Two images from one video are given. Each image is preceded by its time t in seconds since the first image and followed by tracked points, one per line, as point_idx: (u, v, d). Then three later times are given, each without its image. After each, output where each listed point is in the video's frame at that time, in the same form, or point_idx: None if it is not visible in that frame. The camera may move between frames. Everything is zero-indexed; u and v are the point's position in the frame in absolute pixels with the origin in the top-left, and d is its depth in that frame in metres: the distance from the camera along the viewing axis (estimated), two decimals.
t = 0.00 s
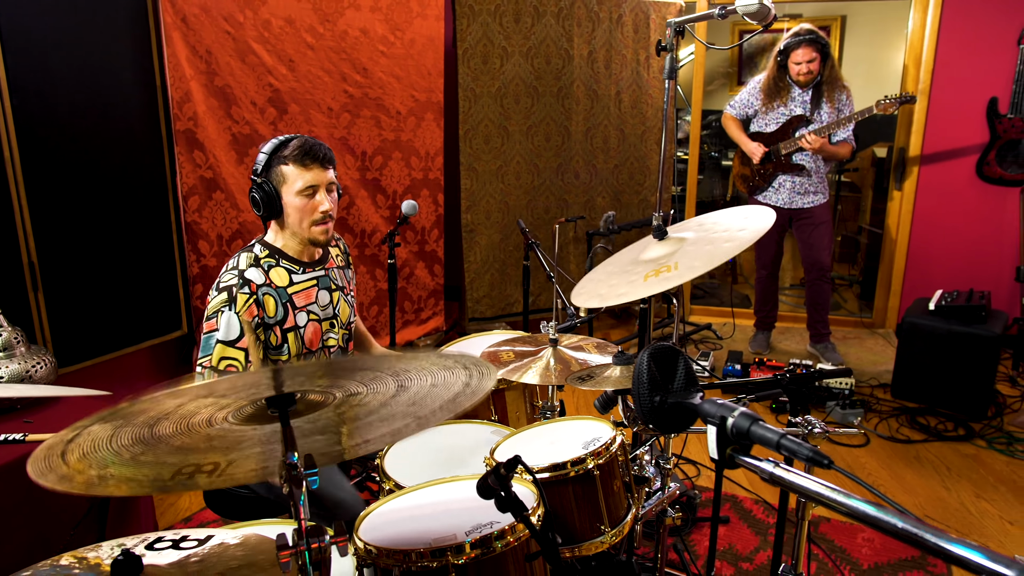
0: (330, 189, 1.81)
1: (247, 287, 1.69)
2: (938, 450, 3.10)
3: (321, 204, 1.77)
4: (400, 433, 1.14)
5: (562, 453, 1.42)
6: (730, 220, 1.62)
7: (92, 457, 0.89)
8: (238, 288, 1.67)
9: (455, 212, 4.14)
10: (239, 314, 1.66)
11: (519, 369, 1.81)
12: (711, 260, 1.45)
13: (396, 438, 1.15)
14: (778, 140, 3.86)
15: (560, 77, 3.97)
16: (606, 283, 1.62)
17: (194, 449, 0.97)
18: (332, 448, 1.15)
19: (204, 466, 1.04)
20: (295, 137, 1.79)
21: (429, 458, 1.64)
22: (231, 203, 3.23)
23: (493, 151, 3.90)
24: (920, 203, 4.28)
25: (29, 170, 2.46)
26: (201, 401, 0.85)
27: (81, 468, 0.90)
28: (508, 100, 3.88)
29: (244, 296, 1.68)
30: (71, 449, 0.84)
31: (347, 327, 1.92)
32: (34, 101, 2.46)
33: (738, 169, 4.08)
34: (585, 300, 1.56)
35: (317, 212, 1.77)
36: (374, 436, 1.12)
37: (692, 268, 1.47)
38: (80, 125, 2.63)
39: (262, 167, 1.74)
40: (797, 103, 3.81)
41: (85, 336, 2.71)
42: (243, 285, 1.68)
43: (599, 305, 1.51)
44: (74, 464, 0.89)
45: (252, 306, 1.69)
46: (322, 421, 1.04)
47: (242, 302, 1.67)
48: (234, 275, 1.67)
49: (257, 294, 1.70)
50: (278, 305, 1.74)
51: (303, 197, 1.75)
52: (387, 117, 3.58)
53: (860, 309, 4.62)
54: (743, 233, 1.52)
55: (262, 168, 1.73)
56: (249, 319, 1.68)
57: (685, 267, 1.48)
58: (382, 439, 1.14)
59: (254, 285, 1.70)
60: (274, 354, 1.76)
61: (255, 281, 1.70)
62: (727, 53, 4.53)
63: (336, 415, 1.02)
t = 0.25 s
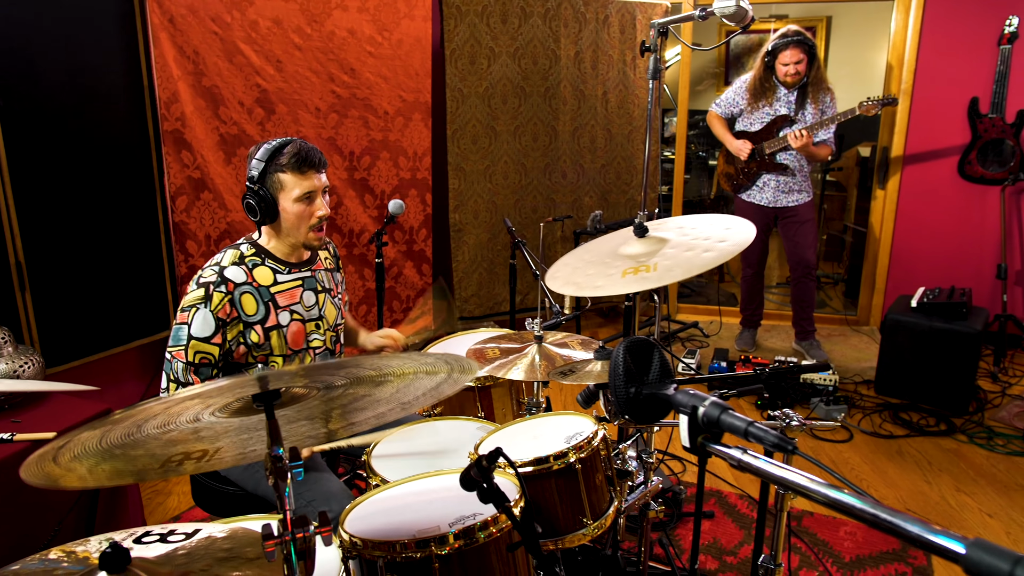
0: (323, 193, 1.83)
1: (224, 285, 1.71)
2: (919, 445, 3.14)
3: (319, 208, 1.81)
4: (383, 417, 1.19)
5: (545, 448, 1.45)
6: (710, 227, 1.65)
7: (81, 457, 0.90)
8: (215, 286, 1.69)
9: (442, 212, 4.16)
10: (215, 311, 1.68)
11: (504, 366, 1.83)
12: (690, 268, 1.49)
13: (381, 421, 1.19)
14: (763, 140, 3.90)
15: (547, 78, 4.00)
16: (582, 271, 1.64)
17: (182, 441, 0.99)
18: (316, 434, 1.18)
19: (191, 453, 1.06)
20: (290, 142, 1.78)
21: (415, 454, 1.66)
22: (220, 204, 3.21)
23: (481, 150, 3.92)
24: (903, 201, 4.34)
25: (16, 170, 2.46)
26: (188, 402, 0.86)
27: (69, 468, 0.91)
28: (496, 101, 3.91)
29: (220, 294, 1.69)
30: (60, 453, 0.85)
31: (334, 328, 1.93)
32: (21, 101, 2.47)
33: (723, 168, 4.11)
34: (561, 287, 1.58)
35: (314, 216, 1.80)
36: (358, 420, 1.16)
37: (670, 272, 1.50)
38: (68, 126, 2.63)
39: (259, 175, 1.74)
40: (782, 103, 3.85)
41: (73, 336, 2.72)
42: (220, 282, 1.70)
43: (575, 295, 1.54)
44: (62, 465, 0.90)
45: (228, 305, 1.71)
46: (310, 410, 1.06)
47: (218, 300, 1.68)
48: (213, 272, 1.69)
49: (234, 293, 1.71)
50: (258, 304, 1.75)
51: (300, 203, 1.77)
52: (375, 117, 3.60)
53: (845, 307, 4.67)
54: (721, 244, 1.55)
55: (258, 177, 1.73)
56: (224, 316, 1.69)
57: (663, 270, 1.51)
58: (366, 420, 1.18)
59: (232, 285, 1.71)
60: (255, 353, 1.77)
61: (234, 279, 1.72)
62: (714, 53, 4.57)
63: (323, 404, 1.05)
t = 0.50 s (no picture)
0: (299, 184, 1.86)
1: (196, 279, 1.73)
2: (898, 439, 3.20)
3: (293, 198, 1.82)
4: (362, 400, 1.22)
5: (525, 441, 1.48)
6: (687, 226, 1.68)
7: (65, 445, 0.92)
8: (186, 280, 1.72)
9: (427, 211, 4.18)
10: (184, 304, 1.70)
11: (486, 363, 1.86)
12: (666, 266, 1.53)
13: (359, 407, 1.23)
14: (744, 139, 3.95)
15: (531, 78, 4.03)
16: (560, 266, 1.67)
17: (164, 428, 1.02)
18: (295, 416, 1.21)
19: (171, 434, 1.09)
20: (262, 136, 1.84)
21: (398, 448, 1.69)
22: (204, 204, 3.19)
23: (466, 150, 3.95)
24: (884, 200, 4.39)
25: None
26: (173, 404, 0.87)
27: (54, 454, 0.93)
28: (480, 101, 3.93)
29: (191, 288, 1.72)
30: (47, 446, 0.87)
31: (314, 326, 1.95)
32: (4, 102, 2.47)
33: (705, 167, 4.16)
34: (541, 282, 1.61)
35: (290, 207, 1.81)
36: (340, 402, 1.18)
37: (646, 269, 1.54)
38: (50, 126, 2.64)
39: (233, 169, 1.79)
40: (765, 103, 3.89)
41: (58, 337, 2.72)
42: (192, 277, 1.73)
43: (554, 290, 1.56)
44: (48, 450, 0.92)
45: (199, 299, 1.73)
46: (292, 395, 1.08)
47: (188, 293, 1.71)
48: (186, 266, 1.72)
49: (206, 287, 1.74)
50: (232, 299, 1.78)
51: (274, 193, 1.79)
52: (360, 117, 3.62)
53: (826, 304, 4.73)
54: (696, 242, 1.59)
55: (232, 169, 1.78)
56: (193, 309, 1.71)
57: (640, 268, 1.55)
58: (346, 404, 1.21)
59: (204, 279, 1.74)
60: (226, 346, 1.79)
61: (208, 274, 1.75)
62: (699, 54, 4.62)
63: (306, 391, 1.06)
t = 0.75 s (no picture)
0: (269, 177, 1.87)
1: (171, 282, 1.76)
2: (874, 433, 3.26)
3: (258, 187, 1.83)
4: (341, 403, 1.25)
5: (504, 434, 1.51)
6: (663, 217, 1.72)
7: (46, 438, 0.94)
8: (162, 284, 1.75)
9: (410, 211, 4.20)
10: (163, 308, 1.74)
11: (468, 358, 1.89)
12: (641, 254, 1.56)
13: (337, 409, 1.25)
14: (722, 137, 4.01)
15: (513, 78, 4.06)
16: (541, 270, 1.70)
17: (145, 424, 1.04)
18: (276, 416, 1.23)
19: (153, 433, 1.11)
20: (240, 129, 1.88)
21: (380, 443, 1.71)
22: (186, 204, 3.22)
23: (448, 150, 3.97)
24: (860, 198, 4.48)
25: None
26: (151, 389, 0.90)
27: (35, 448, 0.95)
28: (462, 101, 3.96)
29: (168, 291, 1.75)
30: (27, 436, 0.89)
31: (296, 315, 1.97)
32: None
33: (685, 166, 4.21)
34: (523, 286, 1.64)
35: (254, 195, 1.82)
36: (318, 404, 1.22)
37: (623, 259, 1.57)
38: (33, 127, 2.64)
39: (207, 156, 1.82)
40: (744, 101, 3.94)
41: (41, 338, 2.72)
42: (168, 280, 1.76)
43: (535, 291, 1.59)
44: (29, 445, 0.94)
45: (177, 301, 1.76)
46: (272, 394, 1.11)
47: (165, 297, 1.74)
48: (160, 270, 1.75)
49: (182, 289, 1.77)
50: (209, 297, 1.80)
51: (240, 180, 1.81)
52: (342, 118, 3.63)
53: (805, 301, 4.80)
54: (670, 230, 1.63)
55: (206, 155, 1.81)
56: (173, 312, 1.75)
57: (617, 258, 1.58)
58: (326, 403, 1.23)
59: (178, 281, 1.77)
60: (211, 345, 1.82)
61: (181, 276, 1.78)
62: (680, 54, 4.67)
63: (285, 389, 1.10)
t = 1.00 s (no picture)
0: (258, 183, 1.89)
1: (168, 283, 1.76)
2: (850, 427, 3.31)
3: (246, 195, 1.85)
4: (319, 399, 1.28)
5: (482, 427, 1.53)
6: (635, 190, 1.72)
7: (28, 432, 0.96)
8: (159, 285, 1.75)
9: (392, 211, 4.22)
10: (161, 309, 1.74)
11: (448, 354, 1.92)
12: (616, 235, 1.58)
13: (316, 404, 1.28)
14: (702, 136, 4.05)
15: (494, 79, 4.09)
16: (531, 278, 1.72)
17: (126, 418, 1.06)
18: (256, 411, 1.25)
19: (134, 430, 1.13)
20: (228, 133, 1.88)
21: (360, 440, 1.72)
22: (167, 205, 3.27)
23: (430, 150, 3.99)
24: (837, 196, 4.55)
25: None
26: (132, 380, 0.92)
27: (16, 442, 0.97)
28: (443, 101, 3.99)
29: (165, 292, 1.75)
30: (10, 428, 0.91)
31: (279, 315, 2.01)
32: None
33: (665, 165, 4.25)
34: (517, 300, 1.65)
35: (241, 203, 1.84)
36: (296, 400, 1.24)
37: (602, 247, 1.59)
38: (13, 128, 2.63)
39: (197, 160, 1.83)
40: (723, 101, 4.00)
41: (22, 339, 2.71)
42: (164, 281, 1.76)
43: (527, 302, 1.61)
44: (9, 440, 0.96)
45: (174, 302, 1.77)
46: (251, 390, 1.13)
47: (163, 298, 1.74)
48: (156, 271, 1.74)
49: (179, 290, 1.78)
50: (203, 298, 1.82)
51: (229, 186, 1.83)
52: (323, 117, 3.65)
53: (785, 298, 4.86)
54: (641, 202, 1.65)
55: (195, 159, 1.82)
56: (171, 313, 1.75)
57: (596, 248, 1.60)
58: (305, 398, 1.25)
59: (175, 282, 1.77)
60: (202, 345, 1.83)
61: (177, 277, 1.78)
62: (661, 55, 4.71)
63: (264, 385, 1.12)
